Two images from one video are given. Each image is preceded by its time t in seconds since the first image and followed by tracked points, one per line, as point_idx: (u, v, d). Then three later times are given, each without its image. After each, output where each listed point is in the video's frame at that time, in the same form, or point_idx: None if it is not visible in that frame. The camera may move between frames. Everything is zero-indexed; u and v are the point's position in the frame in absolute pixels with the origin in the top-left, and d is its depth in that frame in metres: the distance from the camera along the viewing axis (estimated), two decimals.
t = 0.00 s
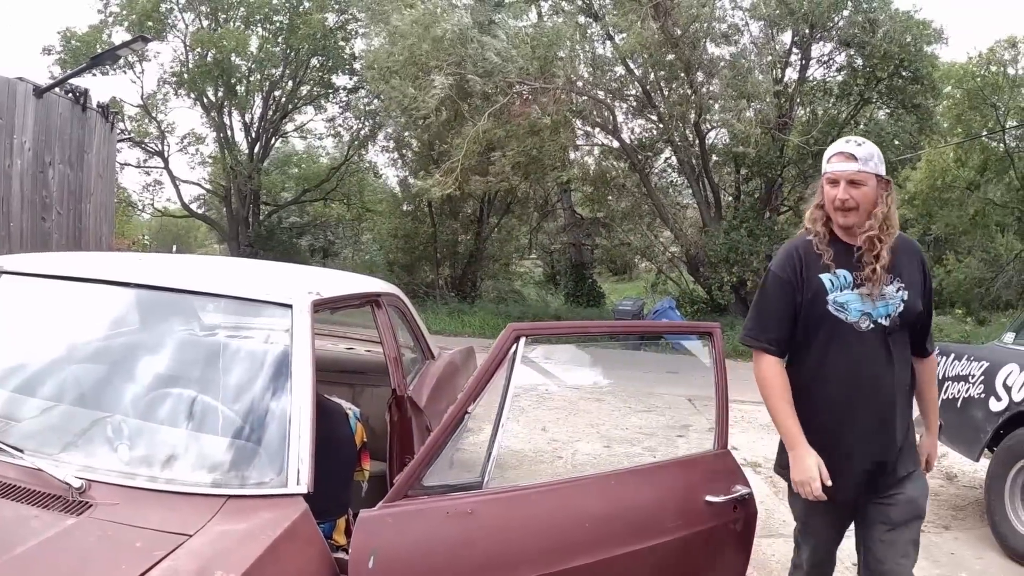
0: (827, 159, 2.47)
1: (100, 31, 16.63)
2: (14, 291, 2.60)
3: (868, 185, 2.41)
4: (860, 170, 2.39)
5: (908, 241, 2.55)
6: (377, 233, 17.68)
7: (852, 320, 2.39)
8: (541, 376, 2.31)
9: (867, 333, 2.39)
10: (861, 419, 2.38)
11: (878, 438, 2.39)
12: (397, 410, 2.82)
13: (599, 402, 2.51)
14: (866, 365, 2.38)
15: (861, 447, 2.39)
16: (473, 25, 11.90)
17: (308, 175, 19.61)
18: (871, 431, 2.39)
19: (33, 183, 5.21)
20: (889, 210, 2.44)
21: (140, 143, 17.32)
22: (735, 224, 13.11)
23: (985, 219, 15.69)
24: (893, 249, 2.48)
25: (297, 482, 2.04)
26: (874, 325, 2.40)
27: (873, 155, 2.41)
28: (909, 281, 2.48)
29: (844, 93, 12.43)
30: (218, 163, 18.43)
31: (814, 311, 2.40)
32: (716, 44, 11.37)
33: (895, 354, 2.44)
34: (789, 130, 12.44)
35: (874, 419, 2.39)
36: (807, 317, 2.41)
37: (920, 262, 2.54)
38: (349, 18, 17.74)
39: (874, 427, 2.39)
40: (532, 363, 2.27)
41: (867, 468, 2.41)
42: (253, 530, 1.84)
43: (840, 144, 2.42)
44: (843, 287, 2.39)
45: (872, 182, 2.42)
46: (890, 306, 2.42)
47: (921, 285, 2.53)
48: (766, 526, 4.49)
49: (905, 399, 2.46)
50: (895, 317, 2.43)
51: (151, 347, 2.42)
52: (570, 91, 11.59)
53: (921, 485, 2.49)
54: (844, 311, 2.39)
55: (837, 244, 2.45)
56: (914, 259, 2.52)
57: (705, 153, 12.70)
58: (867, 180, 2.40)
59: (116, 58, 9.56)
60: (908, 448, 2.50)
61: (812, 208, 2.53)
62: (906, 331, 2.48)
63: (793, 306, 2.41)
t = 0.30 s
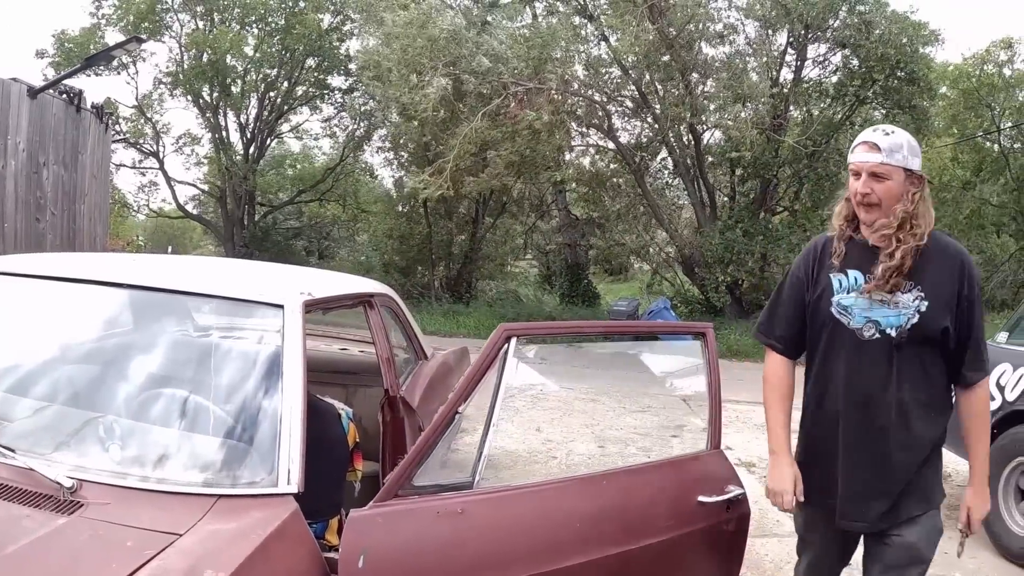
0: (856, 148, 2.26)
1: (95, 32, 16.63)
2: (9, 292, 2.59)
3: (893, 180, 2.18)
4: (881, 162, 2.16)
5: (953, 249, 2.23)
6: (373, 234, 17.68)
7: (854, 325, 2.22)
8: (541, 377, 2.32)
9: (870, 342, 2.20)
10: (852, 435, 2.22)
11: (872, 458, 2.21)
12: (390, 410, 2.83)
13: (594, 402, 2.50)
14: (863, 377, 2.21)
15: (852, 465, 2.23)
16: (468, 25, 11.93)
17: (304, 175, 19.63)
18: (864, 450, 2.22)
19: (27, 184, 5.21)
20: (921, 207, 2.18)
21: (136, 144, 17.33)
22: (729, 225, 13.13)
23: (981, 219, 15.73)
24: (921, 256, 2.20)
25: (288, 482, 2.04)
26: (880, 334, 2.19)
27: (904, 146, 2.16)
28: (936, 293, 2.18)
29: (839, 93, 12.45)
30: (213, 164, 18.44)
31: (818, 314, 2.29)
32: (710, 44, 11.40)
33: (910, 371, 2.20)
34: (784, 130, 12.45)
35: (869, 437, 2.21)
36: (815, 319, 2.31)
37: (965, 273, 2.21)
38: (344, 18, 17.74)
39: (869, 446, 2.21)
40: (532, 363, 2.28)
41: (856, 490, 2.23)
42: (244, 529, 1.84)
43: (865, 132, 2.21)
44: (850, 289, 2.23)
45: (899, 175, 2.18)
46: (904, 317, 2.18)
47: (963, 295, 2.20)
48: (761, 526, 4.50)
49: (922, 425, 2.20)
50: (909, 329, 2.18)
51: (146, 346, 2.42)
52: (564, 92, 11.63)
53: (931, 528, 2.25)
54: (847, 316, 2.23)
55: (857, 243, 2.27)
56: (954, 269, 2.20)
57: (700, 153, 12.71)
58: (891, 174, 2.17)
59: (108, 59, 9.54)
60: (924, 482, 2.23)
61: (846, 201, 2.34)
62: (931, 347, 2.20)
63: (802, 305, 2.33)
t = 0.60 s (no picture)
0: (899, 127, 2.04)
1: (91, 33, 16.63)
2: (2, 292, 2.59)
3: (936, 161, 1.94)
4: (921, 140, 1.93)
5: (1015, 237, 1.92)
6: (369, 235, 17.66)
7: (881, 315, 2.00)
8: (537, 377, 2.32)
9: (894, 333, 1.97)
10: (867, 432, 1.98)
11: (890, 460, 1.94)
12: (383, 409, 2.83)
13: (588, 403, 2.50)
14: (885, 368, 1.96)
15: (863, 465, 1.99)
16: (464, 25, 11.91)
17: (300, 176, 19.62)
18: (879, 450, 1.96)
19: (22, 185, 5.21)
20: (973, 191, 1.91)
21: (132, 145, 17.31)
22: (725, 226, 13.13)
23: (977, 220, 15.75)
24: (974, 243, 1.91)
25: (280, 483, 2.04)
26: (908, 325, 1.94)
27: (948, 123, 1.92)
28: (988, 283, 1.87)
29: (836, 94, 12.47)
30: (209, 165, 18.44)
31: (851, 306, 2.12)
32: (706, 45, 11.38)
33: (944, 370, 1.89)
34: (780, 131, 12.44)
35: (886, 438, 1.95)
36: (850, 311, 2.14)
37: None
38: (340, 20, 17.75)
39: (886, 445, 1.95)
40: (528, 363, 2.27)
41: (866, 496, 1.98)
42: (237, 531, 1.83)
43: (906, 109, 1.98)
44: (883, 278, 2.03)
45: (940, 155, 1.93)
46: (939, 308, 1.91)
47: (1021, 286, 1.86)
48: (755, 526, 4.51)
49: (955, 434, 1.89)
50: (941, 321, 1.90)
51: (139, 346, 2.42)
52: (559, 92, 11.64)
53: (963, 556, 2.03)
54: (876, 305, 2.02)
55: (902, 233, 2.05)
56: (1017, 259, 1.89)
57: (696, 154, 12.71)
58: (934, 153, 1.93)
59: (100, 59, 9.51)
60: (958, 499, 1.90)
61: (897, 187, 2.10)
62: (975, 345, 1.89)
63: (840, 301, 2.18)
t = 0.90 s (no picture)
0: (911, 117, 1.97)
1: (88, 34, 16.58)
2: None
3: (950, 149, 1.86)
4: (933, 127, 1.86)
5: None
6: (365, 236, 17.65)
7: (893, 320, 1.92)
8: (535, 380, 2.34)
9: (905, 341, 1.88)
10: (878, 446, 1.91)
11: (901, 478, 1.86)
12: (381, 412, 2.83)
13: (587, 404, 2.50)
14: (896, 380, 1.88)
15: (873, 480, 1.91)
16: (462, 27, 11.92)
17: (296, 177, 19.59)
18: (890, 466, 1.88)
19: (19, 186, 5.16)
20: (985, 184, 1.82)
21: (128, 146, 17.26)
22: (721, 227, 13.15)
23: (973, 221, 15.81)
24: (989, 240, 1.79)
25: (280, 487, 2.03)
26: (918, 330, 1.85)
27: (963, 110, 1.84)
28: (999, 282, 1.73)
29: (833, 96, 12.51)
30: (206, 166, 18.40)
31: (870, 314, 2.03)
32: (703, 47, 11.41)
33: (957, 383, 1.78)
34: (776, 133, 12.46)
35: (896, 453, 1.87)
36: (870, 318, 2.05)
37: None
38: (337, 21, 17.73)
39: (896, 461, 1.87)
40: (526, 365, 2.29)
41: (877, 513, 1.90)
42: (235, 534, 1.83)
43: (920, 97, 1.92)
44: (896, 280, 1.95)
45: (954, 144, 1.85)
46: (947, 311, 1.80)
47: None
48: (753, 527, 4.51)
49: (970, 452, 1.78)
50: (951, 327, 1.79)
51: (137, 347, 2.42)
52: (556, 94, 11.65)
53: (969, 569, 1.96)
54: (888, 309, 1.94)
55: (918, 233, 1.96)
56: None
57: (692, 155, 12.72)
58: (947, 142, 1.86)
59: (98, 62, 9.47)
60: (973, 518, 1.81)
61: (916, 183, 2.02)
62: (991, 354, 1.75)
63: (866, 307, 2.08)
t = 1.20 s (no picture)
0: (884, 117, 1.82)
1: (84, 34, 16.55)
2: None
3: (919, 148, 1.70)
4: (899, 127, 1.71)
5: None
6: (361, 237, 17.67)
7: (877, 337, 1.77)
8: (531, 382, 2.35)
9: (892, 360, 1.73)
10: (864, 472, 1.76)
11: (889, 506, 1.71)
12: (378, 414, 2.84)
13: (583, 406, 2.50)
14: (881, 400, 1.73)
15: (862, 508, 1.77)
16: (461, 28, 11.94)
17: (292, 179, 19.55)
18: (878, 492, 1.73)
19: (16, 187, 5.15)
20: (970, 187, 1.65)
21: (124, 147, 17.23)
22: (718, 230, 13.19)
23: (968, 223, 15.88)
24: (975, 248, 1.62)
25: (278, 488, 2.03)
26: (904, 350, 1.69)
27: (932, 105, 1.68)
28: (991, 296, 1.55)
29: (829, 98, 12.57)
30: (202, 167, 18.38)
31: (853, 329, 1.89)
32: (700, 49, 11.45)
33: (944, 403, 1.60)
34: (772, 135, 12.50)
35: (884, 482, 1.72)
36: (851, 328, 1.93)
37: None
38: (333, 23, 17.71)
39: (885, 487, 1.72)
40: (521, 369, 2.30)
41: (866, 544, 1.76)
42: (236, 535, 1.83)
43: (890, 95, 1.78)
44: (880, 293, 1.81)
45: (929, 142, 1.69)
46: (936, 330, 1.63)
47: None
48: (749, 528, 4.53)
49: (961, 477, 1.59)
50: (940, 346, 1.61)
51: (135, 348, 2.42)
52: (553, 95, 11.67)
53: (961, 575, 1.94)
54: (872, 325, 1.79)
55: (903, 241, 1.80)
56: None
57: (688, 156, 12.73)
58: (916, 140, 1.70)
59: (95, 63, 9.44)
60: (970, 552, 1.61)
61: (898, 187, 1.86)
62: (982, 371, 1.57)
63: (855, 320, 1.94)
